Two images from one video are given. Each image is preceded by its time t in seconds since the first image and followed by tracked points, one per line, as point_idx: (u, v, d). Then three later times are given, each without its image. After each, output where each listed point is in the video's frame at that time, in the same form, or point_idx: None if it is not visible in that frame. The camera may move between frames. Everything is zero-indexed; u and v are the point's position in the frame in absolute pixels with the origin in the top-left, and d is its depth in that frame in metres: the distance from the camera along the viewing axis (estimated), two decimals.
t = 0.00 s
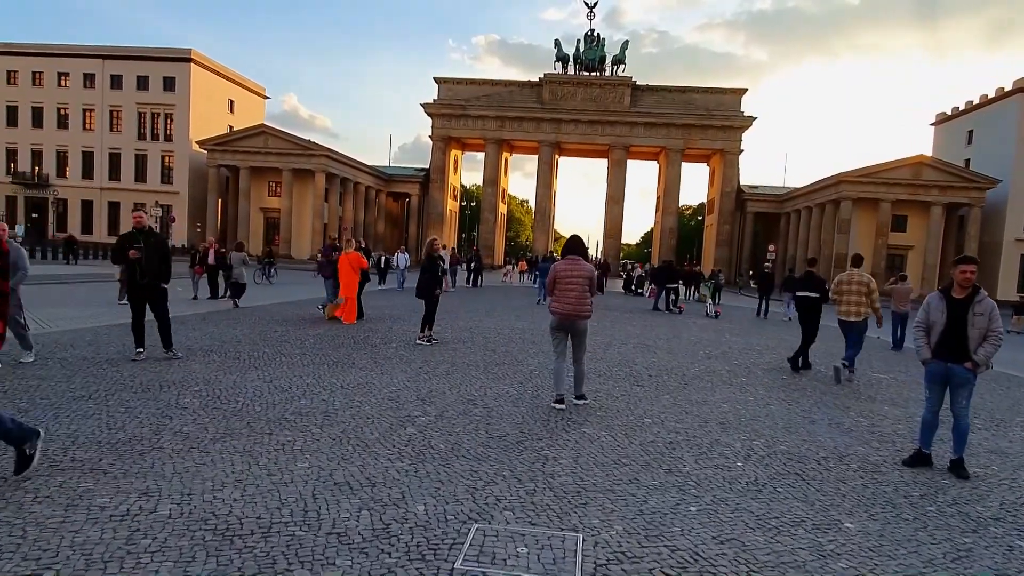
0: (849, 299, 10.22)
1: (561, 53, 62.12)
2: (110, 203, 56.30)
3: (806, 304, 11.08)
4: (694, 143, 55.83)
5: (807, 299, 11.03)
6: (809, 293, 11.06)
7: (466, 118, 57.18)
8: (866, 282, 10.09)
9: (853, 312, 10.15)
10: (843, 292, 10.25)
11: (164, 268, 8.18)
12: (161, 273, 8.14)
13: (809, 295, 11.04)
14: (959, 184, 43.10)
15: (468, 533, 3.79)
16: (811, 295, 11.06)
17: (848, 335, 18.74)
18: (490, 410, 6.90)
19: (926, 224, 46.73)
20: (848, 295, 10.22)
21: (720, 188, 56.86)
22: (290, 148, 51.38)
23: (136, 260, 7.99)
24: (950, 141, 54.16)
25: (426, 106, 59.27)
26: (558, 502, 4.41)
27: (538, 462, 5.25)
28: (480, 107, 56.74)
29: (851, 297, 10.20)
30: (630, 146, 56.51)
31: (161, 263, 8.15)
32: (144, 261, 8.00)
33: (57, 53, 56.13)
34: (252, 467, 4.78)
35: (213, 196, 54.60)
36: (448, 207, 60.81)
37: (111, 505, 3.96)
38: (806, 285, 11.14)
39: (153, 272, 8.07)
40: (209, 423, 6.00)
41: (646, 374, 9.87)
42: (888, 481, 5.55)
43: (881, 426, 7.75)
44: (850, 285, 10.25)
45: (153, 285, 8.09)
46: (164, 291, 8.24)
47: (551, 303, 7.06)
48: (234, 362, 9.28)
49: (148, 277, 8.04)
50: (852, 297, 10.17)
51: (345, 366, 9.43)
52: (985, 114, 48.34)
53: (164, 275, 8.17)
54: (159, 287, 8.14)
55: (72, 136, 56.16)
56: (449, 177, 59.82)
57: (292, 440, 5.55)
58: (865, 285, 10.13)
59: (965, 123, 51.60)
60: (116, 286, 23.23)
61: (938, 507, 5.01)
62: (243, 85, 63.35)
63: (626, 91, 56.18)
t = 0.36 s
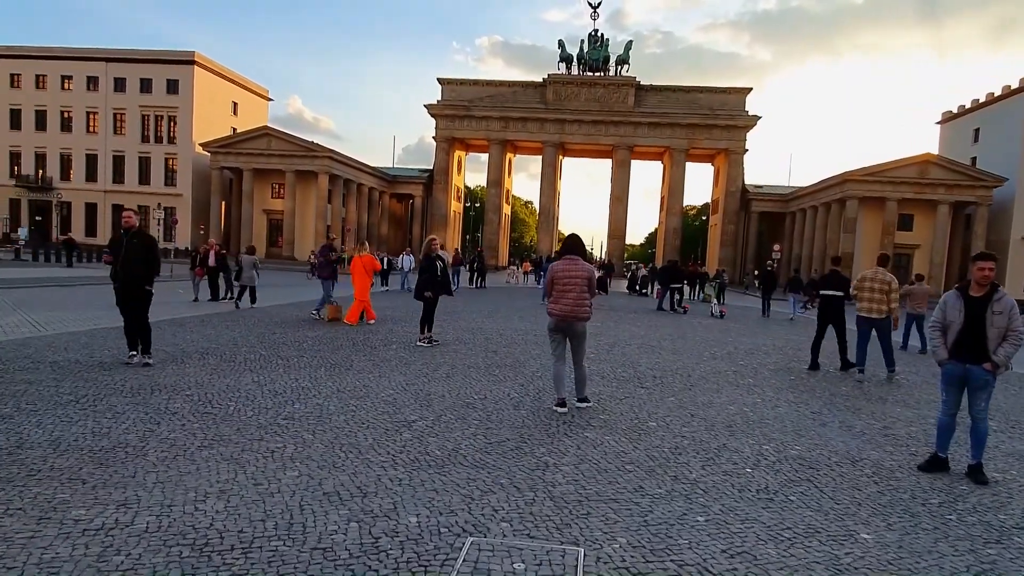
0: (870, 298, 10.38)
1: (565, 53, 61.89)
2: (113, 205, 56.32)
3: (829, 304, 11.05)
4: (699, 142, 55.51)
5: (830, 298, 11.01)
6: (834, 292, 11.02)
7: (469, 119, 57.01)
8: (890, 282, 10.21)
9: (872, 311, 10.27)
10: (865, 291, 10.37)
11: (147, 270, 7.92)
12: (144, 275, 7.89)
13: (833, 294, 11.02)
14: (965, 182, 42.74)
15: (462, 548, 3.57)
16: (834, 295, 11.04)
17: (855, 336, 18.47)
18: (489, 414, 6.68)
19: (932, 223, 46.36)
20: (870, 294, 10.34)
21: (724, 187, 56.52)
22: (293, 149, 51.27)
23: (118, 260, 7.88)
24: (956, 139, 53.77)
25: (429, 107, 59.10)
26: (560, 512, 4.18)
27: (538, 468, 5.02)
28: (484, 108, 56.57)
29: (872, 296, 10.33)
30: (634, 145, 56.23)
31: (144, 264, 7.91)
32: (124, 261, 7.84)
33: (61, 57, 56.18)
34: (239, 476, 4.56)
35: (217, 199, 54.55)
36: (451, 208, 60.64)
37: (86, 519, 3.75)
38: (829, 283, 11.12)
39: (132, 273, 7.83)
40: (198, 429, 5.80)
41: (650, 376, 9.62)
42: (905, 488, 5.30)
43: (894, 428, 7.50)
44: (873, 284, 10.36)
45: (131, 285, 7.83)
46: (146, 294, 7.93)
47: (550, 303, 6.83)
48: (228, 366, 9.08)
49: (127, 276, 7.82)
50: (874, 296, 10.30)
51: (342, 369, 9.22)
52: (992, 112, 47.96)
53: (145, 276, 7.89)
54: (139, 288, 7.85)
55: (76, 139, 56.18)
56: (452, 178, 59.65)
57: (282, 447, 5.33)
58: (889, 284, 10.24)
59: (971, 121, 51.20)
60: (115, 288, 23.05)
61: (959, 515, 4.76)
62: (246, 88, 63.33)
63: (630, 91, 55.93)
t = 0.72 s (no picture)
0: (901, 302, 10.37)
1: (573, 54, 61.66)
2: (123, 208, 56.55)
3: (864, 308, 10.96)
4: (708, 142, 55.05)
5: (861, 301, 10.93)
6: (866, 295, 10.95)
7: (477, 120, 56.83)
8: (922, 284, 10.23)
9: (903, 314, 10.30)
10: (895, 293, 10.40)
11: (136, 276, 7.75)
12: (131, 282, 7.72)
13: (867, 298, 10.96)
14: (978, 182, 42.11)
15: None
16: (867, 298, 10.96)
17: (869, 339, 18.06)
18: (488, 424, 6.43)
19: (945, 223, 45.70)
20: (901, 296, 10.35)
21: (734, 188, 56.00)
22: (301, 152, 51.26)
23: (106, 265, 7.73)
24: (969, 138, 53.04)
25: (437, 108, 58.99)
26: (554, 535, 3.91)
27: (536, 483, 4.77)
28: (491, 110, 56.40)
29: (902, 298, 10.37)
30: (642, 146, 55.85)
31: (134, 270, 7.75)
32: (112, 265, 7.68)
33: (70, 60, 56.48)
34: (220, 493, 4.35)
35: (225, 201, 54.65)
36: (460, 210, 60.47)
37: (52, 541, 3.55)
38: (861, 285, 11.12)
39: (120, 278, 7.66)
40: (184, 440, 5.59)
41: (657, 382, 9.33)
42: (924, 504, 4.99)
43: (911, 438, 7.16)
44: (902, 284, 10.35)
45: (118, 290, 7.66)
46: (133, 300, 7.76)
47: (550, 309, 6.61)
48: (224, 372, 8.86)
49: (113, 281, 7.65)
50: (906, 299, 10.29)
51: (340, 375, 8.98)
52: (1006, 110, 47.22)
53: (134, 282, 7.72)
54: (124, 294, 7.67)
55: (86, 142, 56.44)
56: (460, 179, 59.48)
57: (269, 459, 5.12)
58: (921, 287, 10.26)
59: (984, 120, 50.54)
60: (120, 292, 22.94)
61: (984, 536, 4.45)
62: (255, 90, 63.49)
63: (638, 92, 55.59)
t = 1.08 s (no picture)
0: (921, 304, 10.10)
1: (581, 54, 61.40)
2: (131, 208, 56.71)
3: (887, 309, 10.77)
4: (717, 143, 54.67)
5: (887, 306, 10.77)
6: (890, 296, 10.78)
7: (484, 120, 56.65)
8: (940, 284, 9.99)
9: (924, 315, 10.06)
10: (914, 295, 10.15)
11: (122, 276, 7.61)
12: (114, 282, 7.58)
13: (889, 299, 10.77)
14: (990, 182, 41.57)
15: None
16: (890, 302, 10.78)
17: (881, 342, 17.69)
18: (489, 429, 6.20)
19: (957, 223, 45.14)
20: (920, 299, 10.09)
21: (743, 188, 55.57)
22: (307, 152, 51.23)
23: (92, 262, 7.58)
24: (982, 137, 52.42)
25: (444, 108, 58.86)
26: (555, 551, 3.68)
27: (537, 494, 4.54)
28: (499, 109, 56.22)
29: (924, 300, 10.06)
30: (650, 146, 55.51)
31: (120, 271, 7.60)
32: (98, 264, 7.54)
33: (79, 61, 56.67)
34: (206, 503, 4.15)
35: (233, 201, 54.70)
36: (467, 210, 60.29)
37: (23, 555, 3.36)
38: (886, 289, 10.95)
39: (104, 277, 7.52)
40: (173, 446, 5.39)
41: (666, 385, 9.08)
42: (946, 516, 4.73)
43: (930, 444, 6.88)
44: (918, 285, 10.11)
45: (100, 289, 7.52)
46: (116, 300, 7.60)
47: (555, 310, 6.39)
48: (223, 374, 8.68)
49: (97, 280, 7.51)
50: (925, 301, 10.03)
51: (340, 377, 8.77)
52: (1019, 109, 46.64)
53: (119, 282, 7.59)
54: (107, 294, 7.54)
55: (94, 143, 56.63)
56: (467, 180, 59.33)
57: (260, 466, 4.91)
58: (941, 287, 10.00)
59: (996, 120, 49.92)
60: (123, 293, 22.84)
61: (1012, 552, 4.18)
62: (262, 90, 63.56)
63: (646, 92, 55.29)
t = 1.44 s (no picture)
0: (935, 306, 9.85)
1: (584, 52, 61.12)
2: (132, 206, 56.56)
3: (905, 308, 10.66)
4: (720, 142, 54.32)
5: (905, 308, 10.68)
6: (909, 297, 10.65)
7: (486, 118, 56.39)
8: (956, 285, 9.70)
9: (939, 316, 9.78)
10: (928, 296, 9.84)
11: (100, 272, 7.40)
12: (92, 278, 7.37)
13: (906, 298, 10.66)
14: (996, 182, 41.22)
15: None
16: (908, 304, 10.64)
17: (888, 344, 17.40)
18: (488, 434, 5.95)
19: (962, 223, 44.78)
20: (934, 300, 9.79)
21: (746, 188, 55.26)
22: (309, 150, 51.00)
23: (69, 259, 7.37)
24: (987, 137, 52.07)
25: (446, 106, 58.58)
26: (559, 570, 3.41)
27: (538, 504, 4.29)
28: (501, 108, 55.96)
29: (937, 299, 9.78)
30: (653, 145, 55.19)
31: (97, 268, 7.40)
32: (76, 259, 7.34)
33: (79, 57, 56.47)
34: (184, 515, 3.89)
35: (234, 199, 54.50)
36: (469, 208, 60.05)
37: None
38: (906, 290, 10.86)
39: (82, 274, 7.32)
40: (156, 451, 5.13)
41: (671, 388, 8.85)
42: (972, 530, 4.45)
43: (948, 452, 6.60)
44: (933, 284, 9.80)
45: (78, 286, 7.31)
46: (95, 298, 7.38)
47: (557, 308, 6.14)
48: (217, 375, 8.43)
49: (74, 276, 7.30)
50: (940, 302, 9.76)
51: (335, 378, 8.52)
52: None
53: (97, 279, 7.38)
54: (85, 290, 7.32)
55: (95, 140, 56.46)
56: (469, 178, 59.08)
57: (245, 473, 4.65)
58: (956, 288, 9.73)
59: (1002, 119, 49.56)
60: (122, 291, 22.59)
61: None
62: (264, 88, 63.35)
63: (650, 90, 54.97)
